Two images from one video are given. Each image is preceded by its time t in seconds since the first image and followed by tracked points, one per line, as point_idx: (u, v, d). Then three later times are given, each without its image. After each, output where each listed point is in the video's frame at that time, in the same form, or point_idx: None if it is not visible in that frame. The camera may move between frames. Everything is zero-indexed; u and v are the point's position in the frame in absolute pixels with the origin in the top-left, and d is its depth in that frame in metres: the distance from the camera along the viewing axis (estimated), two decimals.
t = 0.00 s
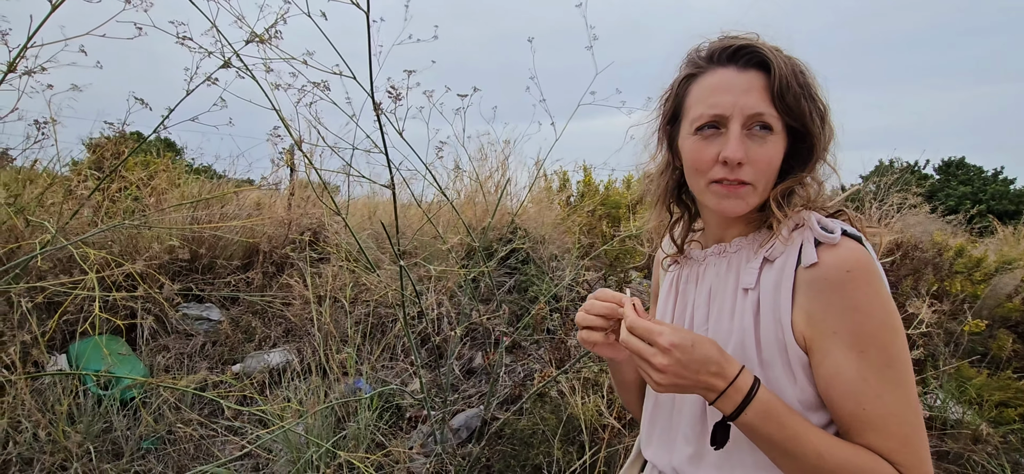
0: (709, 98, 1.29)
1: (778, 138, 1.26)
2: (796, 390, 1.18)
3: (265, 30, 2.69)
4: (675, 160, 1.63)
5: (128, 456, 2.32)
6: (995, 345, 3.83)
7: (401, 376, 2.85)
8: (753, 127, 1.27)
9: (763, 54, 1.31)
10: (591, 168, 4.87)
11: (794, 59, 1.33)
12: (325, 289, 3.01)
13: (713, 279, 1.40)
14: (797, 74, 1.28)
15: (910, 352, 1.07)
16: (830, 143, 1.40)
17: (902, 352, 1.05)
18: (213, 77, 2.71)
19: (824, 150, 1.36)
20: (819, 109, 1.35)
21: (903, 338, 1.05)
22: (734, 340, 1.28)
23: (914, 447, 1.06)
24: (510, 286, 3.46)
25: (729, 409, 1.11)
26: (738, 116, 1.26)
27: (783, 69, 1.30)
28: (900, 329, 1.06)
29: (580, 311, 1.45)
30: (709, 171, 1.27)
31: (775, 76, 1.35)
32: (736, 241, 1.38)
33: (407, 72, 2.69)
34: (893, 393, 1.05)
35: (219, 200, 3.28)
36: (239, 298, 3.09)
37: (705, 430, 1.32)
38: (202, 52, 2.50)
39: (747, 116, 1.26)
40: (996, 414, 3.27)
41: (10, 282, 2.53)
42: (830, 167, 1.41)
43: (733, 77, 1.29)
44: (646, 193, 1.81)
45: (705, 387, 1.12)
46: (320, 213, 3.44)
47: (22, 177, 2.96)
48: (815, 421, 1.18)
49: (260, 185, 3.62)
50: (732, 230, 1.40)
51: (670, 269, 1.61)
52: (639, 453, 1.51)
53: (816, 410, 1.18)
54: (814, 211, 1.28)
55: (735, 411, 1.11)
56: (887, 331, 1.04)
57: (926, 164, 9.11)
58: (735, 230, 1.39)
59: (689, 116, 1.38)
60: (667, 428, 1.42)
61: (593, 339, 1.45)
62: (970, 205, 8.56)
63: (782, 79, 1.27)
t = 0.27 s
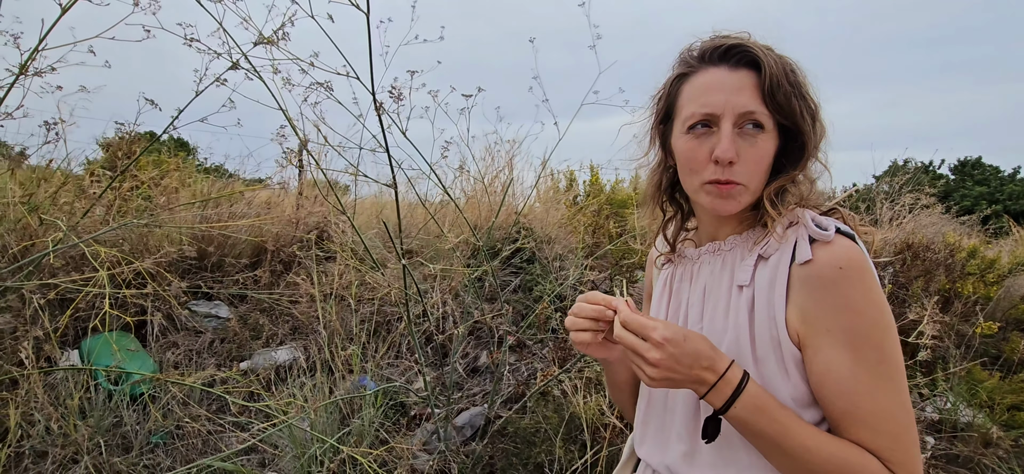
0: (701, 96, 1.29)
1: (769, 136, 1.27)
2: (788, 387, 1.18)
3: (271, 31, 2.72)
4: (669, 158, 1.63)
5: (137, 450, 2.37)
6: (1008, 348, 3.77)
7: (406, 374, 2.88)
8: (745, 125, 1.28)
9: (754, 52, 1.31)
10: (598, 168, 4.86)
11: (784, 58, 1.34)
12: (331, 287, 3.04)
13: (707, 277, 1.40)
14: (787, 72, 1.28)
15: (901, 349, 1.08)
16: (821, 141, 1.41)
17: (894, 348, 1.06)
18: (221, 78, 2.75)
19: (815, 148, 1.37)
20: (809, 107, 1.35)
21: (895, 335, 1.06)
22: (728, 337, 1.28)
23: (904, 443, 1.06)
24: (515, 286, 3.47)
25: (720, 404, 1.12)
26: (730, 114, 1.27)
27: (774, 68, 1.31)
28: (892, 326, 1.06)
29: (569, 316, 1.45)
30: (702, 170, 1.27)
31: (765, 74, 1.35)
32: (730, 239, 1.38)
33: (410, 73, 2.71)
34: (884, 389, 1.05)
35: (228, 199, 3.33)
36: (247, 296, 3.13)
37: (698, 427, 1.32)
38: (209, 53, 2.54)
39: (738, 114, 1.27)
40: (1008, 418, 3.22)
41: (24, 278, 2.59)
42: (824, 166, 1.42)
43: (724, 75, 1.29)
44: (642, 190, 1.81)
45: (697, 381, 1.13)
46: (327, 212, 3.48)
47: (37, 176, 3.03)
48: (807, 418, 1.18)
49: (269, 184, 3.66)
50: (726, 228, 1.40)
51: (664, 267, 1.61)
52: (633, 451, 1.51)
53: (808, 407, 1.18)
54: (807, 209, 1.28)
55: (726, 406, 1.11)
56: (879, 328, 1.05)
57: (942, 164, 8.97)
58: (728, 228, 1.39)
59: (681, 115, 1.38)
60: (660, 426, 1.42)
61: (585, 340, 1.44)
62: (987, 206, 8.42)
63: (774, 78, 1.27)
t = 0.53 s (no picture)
0: (688, 98, 1.29)
1: (756, 138, 1.27)
2: (780, 383, 1.19)
3: (278, 33, 2.76)
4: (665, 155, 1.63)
5: (147, 444, 2.42)
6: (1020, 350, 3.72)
7: (410, 372, 2.90)
8: (733, 127, 1.28)
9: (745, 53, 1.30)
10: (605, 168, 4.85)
11: (775, 58, 1.33)
12: (337, 286, 3.07)
13: (701, 274, 1.40)
14: (777, 72, 1.27)
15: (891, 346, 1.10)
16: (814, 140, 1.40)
17: (884, 344, 1.08)
18: (229, 78, 2.79)
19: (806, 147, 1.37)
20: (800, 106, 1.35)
21: (885, 331, 1.08)
22: (722, 333, 1.28)
23: (894, 437, 1.08)
24: (520, 285, 3.48)
25: (714, 399, 1.12)
26: (717, 116, 1.27)
27: (764, 68, 1.30)
28: (882, 322, 1.08)
29: (569, 311, 1.46)
30: (689, 171, 1.28)
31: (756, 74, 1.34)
32: (724, 236, 1.38)
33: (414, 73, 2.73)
34: (876, 384, 1.06)
35: (237, 199, 3.37)
36: (255, 294, 3.17)
37: (692, 425, 1.33)
38: (217, 54, 2.57)
39: (726, 116, 1.27)
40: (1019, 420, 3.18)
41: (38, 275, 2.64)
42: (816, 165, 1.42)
43: (712, 77, 1.29)
44: (641, 189, 1.81)
45: (690, 377, 1.13)
46: (334, 212, 3.51)
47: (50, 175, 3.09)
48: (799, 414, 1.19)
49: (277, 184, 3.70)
50: (719, 226, 1.39)
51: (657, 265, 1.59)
52: (626, 449, 1.52)
53: (800, 403, 1.19)
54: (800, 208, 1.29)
55: (720, 401, 1.12)
56: (870, 323, 1.07)
57: (957, 163, 8.83)
58: (722, 225, 1.39)
59: (671, 115, 1.39)
60: (655, 424, 1.42)
61: (585, 340, 1.44)
62: (1003, 206, 8.28)
63: (762, 79, 1.27)
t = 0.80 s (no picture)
0: (657, 106, 1.30)
1: (725, 144, 1.25)
2: (777, 380, 1.19)
3: (283, 34, 2.78)
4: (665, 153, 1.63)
5: (155, 439, 2.46)
6: None
7: (415, 370, 2.92)
8: (702, 133, 1.27)
9: (717, 55, 1.27)
10: (611, 166, 4.85)
11: (754, 55, 1.27)
12: (343, 284, 3.10)
13: (699, 272, 1.41)
14: (747, 74, 1.23)
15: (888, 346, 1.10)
16: (810, 135, 1.32)
17: (881, 344, 1.08)
18: (235, 80, 2.82)
19: (796, 144, 1.30)
20: (784, 103, 1.29)
21: (882, 331, 1.08)
22: (718, 331, 1.29)
23: (889, 436, 1.08)
24: (524, 284, 3.50)
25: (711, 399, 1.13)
26: (683, 124, 1.27)
27: (739, 69, 1.26)
28: (880, 321, 1.08)
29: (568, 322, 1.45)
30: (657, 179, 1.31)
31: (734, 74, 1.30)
32: (721, 235, 1.38)
33: (417, 73, 2.75)
34: (872, 384, 1.07)
35: (244, 198, 3.41)
36: (262, 292, 3.21)
37: (686, 420, 1.34)
38: (223, 55, 2.60)
39: (692, 123, 1.26)
40: None
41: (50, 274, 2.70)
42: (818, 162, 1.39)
43: (681, 84, 1.28)
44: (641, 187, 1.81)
45: (687, 383, 1.15)
46: (340, 211, 3.54)
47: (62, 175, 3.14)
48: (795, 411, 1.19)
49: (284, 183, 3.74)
50: (715, 226, 1.40)
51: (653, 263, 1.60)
52: (623, 446, 1.53)
53: (796, 401, 1.19)
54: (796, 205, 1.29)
55: (717, 401, 1.13)
56: (867, 323, 1.07)
57: (970, 161, 8.71)
58: (719, 225, 1.40)
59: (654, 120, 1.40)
60: (651, 420, 1.43)
61: (583, 347, 1.43)
62: (1018, 204, 8.15)
63: (729, 83, 1.24)
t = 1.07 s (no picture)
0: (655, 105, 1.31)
1: (722, 143, 1.25)
2: (772, 380, 1.19)
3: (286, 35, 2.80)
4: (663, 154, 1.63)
5: (160, 436, 2.49)
6: None
7: (418, 369, 2.94)
8: (700, 132, 1.27)
9: (714, 55, 1.28)
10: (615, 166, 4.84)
11: (752, 55, 1.27)
12: (346, 283, 3.12)
13: (695, 271, 1.41)
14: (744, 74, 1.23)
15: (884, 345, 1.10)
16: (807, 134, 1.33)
17: (877, 344, 1.08)
18: (239, 80, 2.84)
19: (793, 143, 1.31)
20: (782, 103, 1.29)
21: (877, 331, 1.08)
22: (713, 330, 1.29)
23: (884, 436, 1.08)
24: (527, 283, 3.50)
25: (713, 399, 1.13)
26: (681, 124, 1.27)
27: (736, 69, 1.26)
28: (875, 321, 1.08)
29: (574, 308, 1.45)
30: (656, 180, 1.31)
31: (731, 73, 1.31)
32: (718, 234, 1.38)
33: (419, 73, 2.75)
34: (867, 384, 1.06)
35: (249, 198, 3.43)
36: (266, 291, 3.23)
37: (682, 418, 1.34)
38: (226, 56, 2.62)
39: (690, 122, 1.26)
40: None
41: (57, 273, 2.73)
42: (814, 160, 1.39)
43: (679, 83, 1.29)
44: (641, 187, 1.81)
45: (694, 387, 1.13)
46: (344, 211, 3.56)
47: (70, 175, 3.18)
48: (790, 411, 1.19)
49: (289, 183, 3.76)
50: (713, 225, 1.40)
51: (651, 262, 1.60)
52: (619, 445, 1.53)
53: (791, 400, 1.19)
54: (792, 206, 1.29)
55: (720, 399, 1.12)
56: (862, 323, 1.07)
57: (981, 160, 8.60)
58: (716, 224, 1.40)
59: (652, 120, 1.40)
60: (646, 418, 1.43)
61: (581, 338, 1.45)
62: None
63: (727, 82, 1.24)
